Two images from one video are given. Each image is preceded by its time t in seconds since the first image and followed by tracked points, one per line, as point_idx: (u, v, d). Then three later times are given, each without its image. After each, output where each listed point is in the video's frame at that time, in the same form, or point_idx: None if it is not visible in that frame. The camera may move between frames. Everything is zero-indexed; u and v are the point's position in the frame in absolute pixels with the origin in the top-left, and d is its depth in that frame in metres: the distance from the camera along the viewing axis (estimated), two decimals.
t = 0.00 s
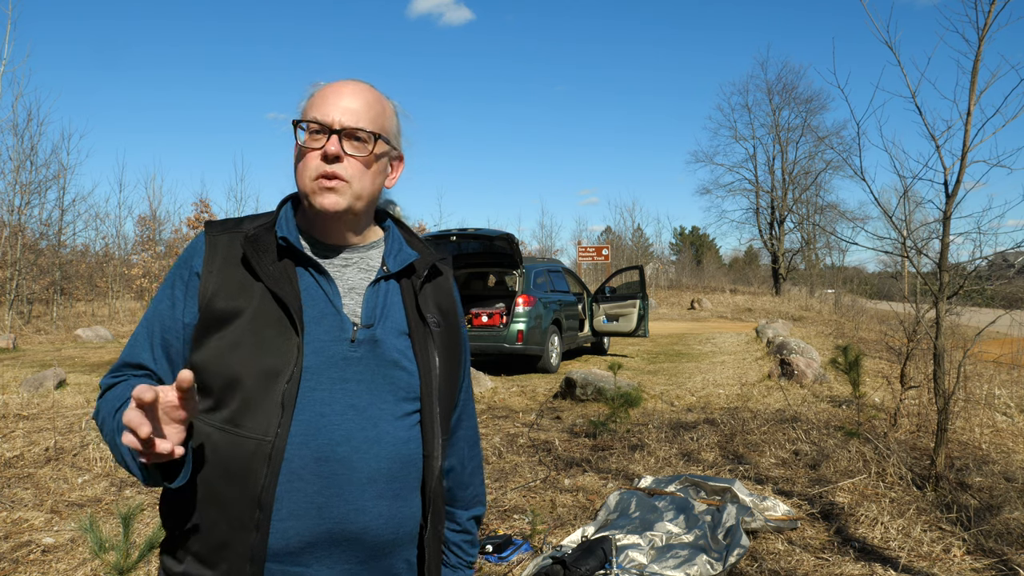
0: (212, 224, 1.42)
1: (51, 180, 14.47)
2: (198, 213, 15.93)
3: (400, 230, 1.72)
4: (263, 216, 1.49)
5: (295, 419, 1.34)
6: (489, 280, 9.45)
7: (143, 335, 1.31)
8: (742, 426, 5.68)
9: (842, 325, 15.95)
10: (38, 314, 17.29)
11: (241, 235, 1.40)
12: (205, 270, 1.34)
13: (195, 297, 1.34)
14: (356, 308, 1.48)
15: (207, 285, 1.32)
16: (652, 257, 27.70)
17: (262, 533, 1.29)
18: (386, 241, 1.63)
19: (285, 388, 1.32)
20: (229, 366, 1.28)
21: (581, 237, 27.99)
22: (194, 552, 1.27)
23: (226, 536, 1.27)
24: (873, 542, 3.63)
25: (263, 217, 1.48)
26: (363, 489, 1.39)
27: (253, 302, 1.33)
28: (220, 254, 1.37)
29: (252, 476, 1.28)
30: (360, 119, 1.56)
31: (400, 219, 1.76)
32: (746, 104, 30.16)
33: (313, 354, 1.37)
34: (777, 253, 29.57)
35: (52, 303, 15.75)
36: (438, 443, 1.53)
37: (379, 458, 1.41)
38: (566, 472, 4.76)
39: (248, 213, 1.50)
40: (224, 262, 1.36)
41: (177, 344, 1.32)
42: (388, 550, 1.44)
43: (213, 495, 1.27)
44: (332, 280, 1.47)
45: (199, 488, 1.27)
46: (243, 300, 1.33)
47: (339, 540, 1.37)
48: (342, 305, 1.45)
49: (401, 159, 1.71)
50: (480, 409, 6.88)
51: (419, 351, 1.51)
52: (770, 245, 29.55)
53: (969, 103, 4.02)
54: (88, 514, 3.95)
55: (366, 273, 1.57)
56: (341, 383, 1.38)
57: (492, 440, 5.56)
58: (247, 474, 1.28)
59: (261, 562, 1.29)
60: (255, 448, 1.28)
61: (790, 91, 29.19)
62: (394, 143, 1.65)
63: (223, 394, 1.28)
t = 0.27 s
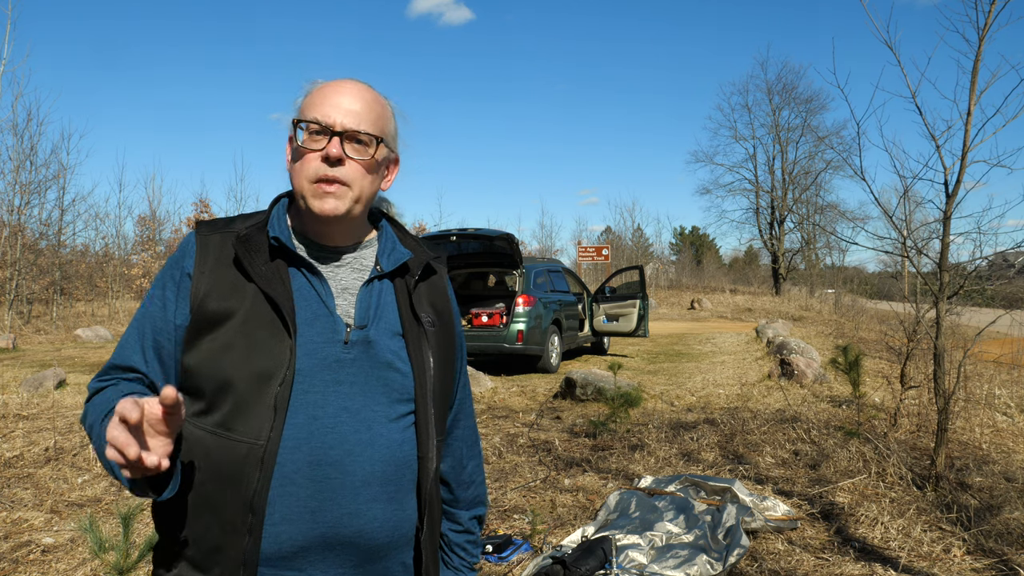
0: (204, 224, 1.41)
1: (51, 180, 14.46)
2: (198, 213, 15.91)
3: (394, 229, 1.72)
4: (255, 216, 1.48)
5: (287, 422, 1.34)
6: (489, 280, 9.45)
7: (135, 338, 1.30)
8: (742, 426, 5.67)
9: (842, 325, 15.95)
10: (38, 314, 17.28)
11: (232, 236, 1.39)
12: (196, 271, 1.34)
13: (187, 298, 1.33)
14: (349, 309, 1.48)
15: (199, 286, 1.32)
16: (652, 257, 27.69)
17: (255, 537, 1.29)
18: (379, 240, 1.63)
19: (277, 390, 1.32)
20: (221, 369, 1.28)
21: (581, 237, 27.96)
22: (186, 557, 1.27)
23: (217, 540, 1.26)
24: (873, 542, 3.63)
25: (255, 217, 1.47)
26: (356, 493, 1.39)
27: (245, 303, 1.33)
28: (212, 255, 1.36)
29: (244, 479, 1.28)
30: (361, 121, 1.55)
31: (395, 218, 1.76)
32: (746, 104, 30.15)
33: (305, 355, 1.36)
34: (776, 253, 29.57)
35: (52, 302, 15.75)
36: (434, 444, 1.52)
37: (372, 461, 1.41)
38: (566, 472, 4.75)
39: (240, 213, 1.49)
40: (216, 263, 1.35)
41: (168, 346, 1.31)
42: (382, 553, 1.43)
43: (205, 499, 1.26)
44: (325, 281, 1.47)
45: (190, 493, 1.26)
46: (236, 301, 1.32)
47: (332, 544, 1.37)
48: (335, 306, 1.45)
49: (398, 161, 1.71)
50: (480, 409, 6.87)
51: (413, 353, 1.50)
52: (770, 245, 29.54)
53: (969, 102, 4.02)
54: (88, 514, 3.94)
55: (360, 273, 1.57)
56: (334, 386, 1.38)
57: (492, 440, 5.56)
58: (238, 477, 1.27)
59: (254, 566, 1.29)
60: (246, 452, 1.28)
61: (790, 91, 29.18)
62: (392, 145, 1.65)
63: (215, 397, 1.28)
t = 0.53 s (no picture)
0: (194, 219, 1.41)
1: (51, 180, 14.46)
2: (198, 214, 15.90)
3: (387, 225, 1.72)
4: (246, 213, 1.47)
5: (276, 420, 1.33)
6: (489, 280, 9.45)
7: (122, 334, 1.29)
8: (742, 426, 5.67)
9: (842, 325, 15.95)
10: (38, 314, 17.28)
11: (223, 231, 1.39)
12: (186, 267, 1.34)
13: (176, 294, 1.33)
14: (341, 306, 1.48)
15: (188, 282, 1.32)
16: (652, 257, 27.69)
17: (244, 538, 1.29)
18: (372, 236, 1.63)
19: (266, 388, 1.31)
20: (209, 365, 1.28)
21: (581, 237, 27.95)
22: (176, 557, 1.27)
23: (206, 540, 1.26)
24: (873, 542, 3.63)
25: (247, 214, 1.46)
26: (345, 493, 1.40)
27: (234, 300, 1.32)
28: (202, 251, 1.36)
29: (231, 479, 1.27)
30: (362, 122, 1.57)
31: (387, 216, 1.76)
32: (746, 104, 30.14)
33: (295, 353, 1.36)
34: (776, 253, 29.56)
35: (52, 303, 15.75)
36: (425, 442, 1.52)
37: (362, 460, 1.41)
38: (566, 471, 4.75)
39: (231, 210, 1.48)
40: (205, 258, 1.35)
41: (157, 343, 1.31)
42: (373, 553, 1.43)
43: (193, 498, 1.25)
44: (316, 277, 1.47)
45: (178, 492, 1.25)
46: (225, 298, 1.32)
47: (322, 544, 1.37)
48: (326, 303, 1.45)
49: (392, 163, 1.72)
50: (480, 409, 6.87)
51: (405, 350, 1.50)
52: (770, 245, 29.54)
53: (969, 102, 4.02)
54: (88, 514, 3.94)
55: (352, 269, 1.57)
56: (324, 384, 1.38)
57: (492, 440, 5.56)
58: (225, 477, 1.27)
59: (243, 566, 1.29)
60: (235, 451, 1.27)
61: (790, 91, 29.17)
62: (389, 148, 1.66)
63: (203, 394, 1.27)
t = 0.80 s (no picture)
0: (187, 215, 1.42)
1: (51, 180, 14.46)
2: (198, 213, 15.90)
3: (383, 224, 1.72)
4: (240, 208, 1.48)
5: (269, 422, 1.33)
6: (489, 280, 9.46)
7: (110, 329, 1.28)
8: (742, 426, 5.68)
9: (842, 325, 15.95)
10: (38, 314, 17.29)
11: (216, 227, 1.40)
12: (178, 262, 1.34)
13: (168, 290, 1.33)
14: (335, 304, 1.48)
15: (180, 278, 1.32)
16: (653, 257, 27.70)
17: (237, 540, 1.28)
18: (367, 234, 1.64)
19: (258, 388, 1.31)
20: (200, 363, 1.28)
21: (581, 237, 27.94)
22: (169, 558, 1.26)
23: (199, 542, 1.25)
24: (873, 542, 3.63)
25: (241, 209, 1.47)
26: (337, 495, 1.40)
27: (226, 297, 1.33)
28: (194, 247, 1.36)
29: (224, 479, 1.27)
30: (355, 118, 1.56)
31: (384, 214, 1.76)
32: (746, 104, 30.14)
33: (288, 352, 1.36)
34: (776, 253, 29.57)
35: (53, 302, 15.75)
36: (419, 443, 1.52)
37: (354, 462, 1.42)
38: (566, 472, 4.76)
39: (226, 205, 1.49)
40: (198, 254, 1.36)
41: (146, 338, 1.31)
42: (365, 554, 1.44)
43: (185, 498, 1.25)
44: (310, 275, 1.47)
45: (170, 492, 1.25)
46: (217, 295, 1.33)
47: (315, 546, 1.38)
48: (320, 302, 1.46)
49: (390, 161, 1.72)
50: (480, 409, 6.87)
51: (399, 351, 1.50)
52: (770, 245, 29.54)
53: (969, 102, 4.02)
54: (88, 514, 3.95)
55: (347, 267, 1.57)
56: (317, 385, 1.38)
57: (492, 440, 5.56)
58: (218, 477, 1.26)
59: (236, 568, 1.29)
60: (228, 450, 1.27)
61: (790, 91, 29.18)
62: (385, 145, 1.66)
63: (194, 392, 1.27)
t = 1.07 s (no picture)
0: (181, 214, 1.42)
1: (51, 180, 14.46)
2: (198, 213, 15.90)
3: (378, 224, 1.72)
4: (234, 207, 1.49)
5: (267, 422, 1.33)
6: (489, 280, 9.46)
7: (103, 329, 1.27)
8: (742, 426, 5.68)
9: (842, 325, 15.95)
10: (39, 314, 17.30)
11: (211, 227, 1.40)
12: (173, 262, 1.34)
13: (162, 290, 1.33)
14: (331, 304, 1.48)
15: (174, 278, 1.32)
16: (653, 257, 27.70)
17: (235, 540, 1.28)
18: (362, 234, 1.64)
19: (256, 388, 1.31)
20: (196, 363, 1.28)
21: (581, 238, 27.93)
22: (164, 558, 1.26)
23: (196, 542, 1.26)
24: (873, 542, 3.63)
25: (234, 209, 1.48)
26: (334, 495, 1.40)
27: (221, 296, 1.33)
28: (189, 247, 1.36)
29: (222, 480, 1.27)
30: (342, 115, 1.56)
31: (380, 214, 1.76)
32: (746, 104, 30.16)
33: (286, 352, 1.36)
34: (776, 253, 29.56)
35: (53, 302, 15.75)
36: (413, 443, 1.52)
37: (351, 461, 1.42)
38: (566, 471, 4.75)
39: (220, 205, 1.50)
40: (193, 254, 1.35)
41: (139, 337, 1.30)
42: (362, 555, 1.44)
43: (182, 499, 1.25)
44: (306, 275, 1.47)
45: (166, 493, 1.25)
46: (212, 294, 1.33)
47: (312, 547, 1.37)
48: (317, 302, 1.46)
49: (384, 160, 1.72)
50: (480, 409, 6.87)
51: (394, 351, 1.51)
52: (770, 245, 29.54)
53: (969, 102, 4.02)
54: (88, 514, 3.94)
55: (342, 267, 1.57)
56: (314, 385, 1.38)
57: (492, 440, 5.56)
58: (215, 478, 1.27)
59: (233, 568, 1.29)
60: (225, 452, 1.27)
61: (790, 91, 29.20)
62: (378, 143, 1.65)
63: (189, 393, 1.27)
